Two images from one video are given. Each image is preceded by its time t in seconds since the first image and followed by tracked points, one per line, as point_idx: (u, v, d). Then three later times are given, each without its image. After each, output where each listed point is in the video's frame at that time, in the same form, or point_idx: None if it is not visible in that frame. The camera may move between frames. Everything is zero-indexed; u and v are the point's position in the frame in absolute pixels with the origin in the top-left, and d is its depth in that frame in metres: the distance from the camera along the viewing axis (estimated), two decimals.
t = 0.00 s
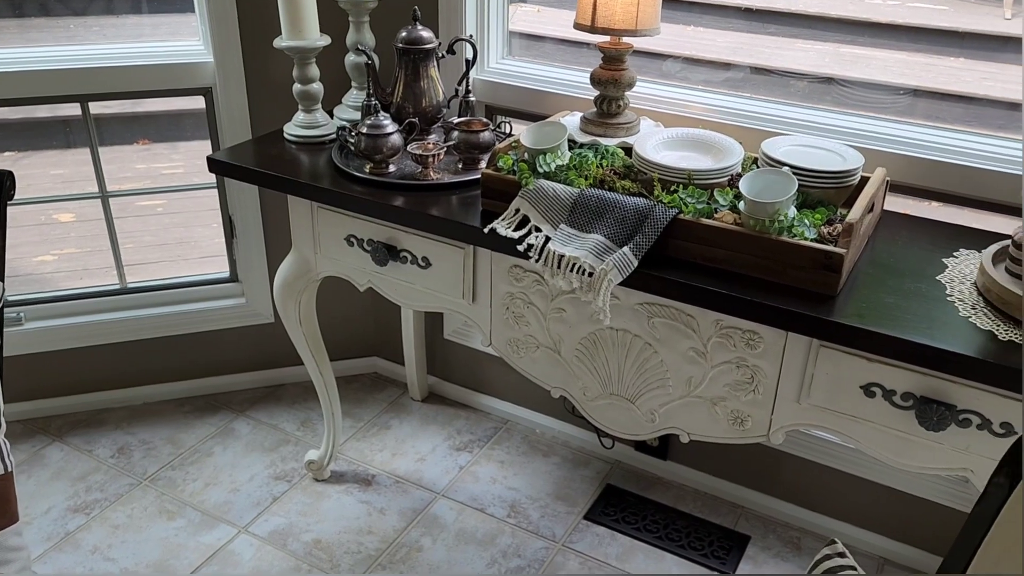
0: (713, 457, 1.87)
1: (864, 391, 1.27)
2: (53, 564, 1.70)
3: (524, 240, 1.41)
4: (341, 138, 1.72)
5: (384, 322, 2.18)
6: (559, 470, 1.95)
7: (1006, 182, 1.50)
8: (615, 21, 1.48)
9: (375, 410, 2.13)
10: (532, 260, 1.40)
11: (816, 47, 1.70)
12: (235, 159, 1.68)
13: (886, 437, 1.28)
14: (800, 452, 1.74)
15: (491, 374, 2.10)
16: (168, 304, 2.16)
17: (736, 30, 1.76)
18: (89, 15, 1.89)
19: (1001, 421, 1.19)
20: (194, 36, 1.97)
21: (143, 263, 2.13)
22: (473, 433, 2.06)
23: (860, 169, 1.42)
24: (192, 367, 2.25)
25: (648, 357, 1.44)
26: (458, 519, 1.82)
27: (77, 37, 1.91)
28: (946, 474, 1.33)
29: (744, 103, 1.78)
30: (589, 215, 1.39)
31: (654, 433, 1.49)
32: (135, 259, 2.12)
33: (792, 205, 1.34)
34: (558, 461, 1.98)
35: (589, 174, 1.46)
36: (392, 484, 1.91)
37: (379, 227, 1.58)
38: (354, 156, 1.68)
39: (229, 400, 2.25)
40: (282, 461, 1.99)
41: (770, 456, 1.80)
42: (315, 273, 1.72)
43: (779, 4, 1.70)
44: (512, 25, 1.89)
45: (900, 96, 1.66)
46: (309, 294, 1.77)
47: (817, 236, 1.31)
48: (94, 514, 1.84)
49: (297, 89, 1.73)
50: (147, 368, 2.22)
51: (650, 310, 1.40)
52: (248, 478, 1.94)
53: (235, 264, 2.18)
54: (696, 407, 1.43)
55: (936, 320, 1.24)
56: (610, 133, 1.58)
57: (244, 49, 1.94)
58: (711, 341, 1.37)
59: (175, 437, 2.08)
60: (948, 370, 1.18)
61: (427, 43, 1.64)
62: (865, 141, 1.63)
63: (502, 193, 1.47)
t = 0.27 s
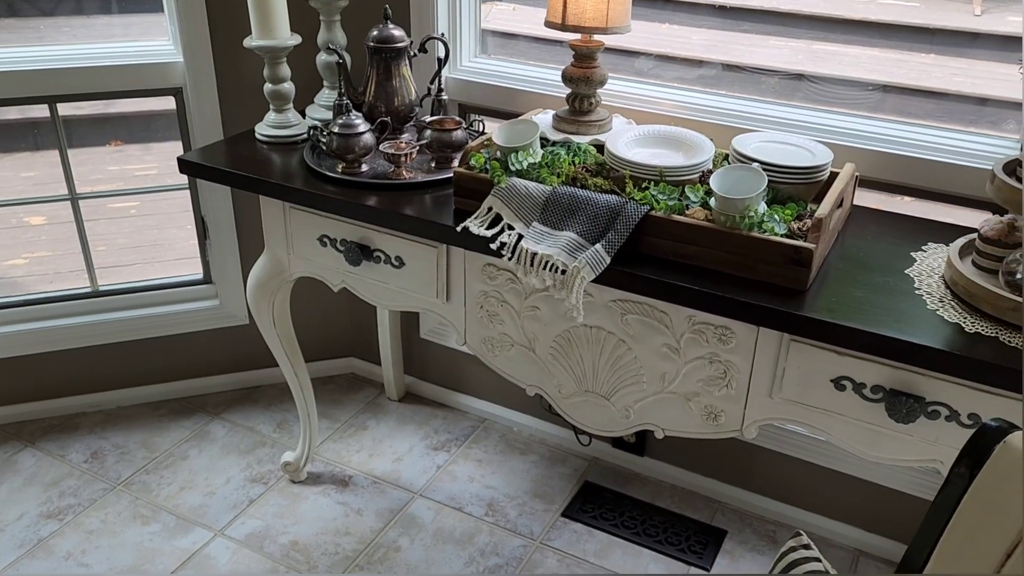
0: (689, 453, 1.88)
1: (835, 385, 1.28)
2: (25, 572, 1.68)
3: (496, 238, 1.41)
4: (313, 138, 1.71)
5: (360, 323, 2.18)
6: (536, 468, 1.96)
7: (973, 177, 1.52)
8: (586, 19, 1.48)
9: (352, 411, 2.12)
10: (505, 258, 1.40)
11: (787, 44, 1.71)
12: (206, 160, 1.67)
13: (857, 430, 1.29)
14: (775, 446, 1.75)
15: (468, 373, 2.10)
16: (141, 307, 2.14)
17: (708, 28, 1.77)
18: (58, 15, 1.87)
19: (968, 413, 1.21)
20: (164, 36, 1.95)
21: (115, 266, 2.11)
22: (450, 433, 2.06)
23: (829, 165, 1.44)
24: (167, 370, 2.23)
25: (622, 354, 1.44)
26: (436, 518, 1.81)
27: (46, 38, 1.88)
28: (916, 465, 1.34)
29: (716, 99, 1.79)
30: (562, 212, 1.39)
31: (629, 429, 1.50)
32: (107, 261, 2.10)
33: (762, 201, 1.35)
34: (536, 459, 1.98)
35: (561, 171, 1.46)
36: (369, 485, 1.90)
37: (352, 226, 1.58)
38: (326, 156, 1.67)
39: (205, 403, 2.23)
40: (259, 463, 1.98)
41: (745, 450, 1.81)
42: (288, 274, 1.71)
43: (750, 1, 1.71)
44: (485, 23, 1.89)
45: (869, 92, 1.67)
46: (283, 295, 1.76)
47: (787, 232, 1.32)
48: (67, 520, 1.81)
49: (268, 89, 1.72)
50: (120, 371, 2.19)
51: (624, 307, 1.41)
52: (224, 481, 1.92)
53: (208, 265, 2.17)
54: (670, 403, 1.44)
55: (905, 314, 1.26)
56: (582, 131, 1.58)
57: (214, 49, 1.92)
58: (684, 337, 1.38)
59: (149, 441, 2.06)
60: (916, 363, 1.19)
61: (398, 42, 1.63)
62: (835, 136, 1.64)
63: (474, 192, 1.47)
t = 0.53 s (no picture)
0: (666, 449, 1.89)
1: (806, 379, 1.30)
2: None
3: (469, 237, 1.41)
4: (284, 139, 1.70)
5: (335, 324, 2.17)
6: (514, 467, 1.96)
7: (940, 171, 1.53)
8: (556, 17, 1.49)
9: (328, 413, 2.11)
10: (478, 257, 1.40)
11: (757, 41, 1.72)
12: (176, 162, 1.65)
13: (828, 424, 1.30)
14: (750, 441, 1.77)
15: (445, 373, 2.09)
16: (114, 311, 2.12)
17: (679, 25, 1.78)
18: (25, 17, 1.85)
19: (936, 404, 1.22)
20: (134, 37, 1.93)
21: (86, 270, 2.09)
22: (427, 433, 2.06)
23: (798, 161, 1.45)
24: (140, 375, 2.20)
25: (596, 351, 1.44)
26: (413, 519, 1.81)
27: (13, 39, 1.86)
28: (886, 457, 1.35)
29: (687, 97, 1.80)
30: (534, 211, 1.39)
31: (604, 427, 1.50)
32: (78, 266, 2.07)
33: (732, 197, 1.36)
34: (513, 458, 1.98)
35: (533, 170, 1.46)
36: (346, 486, 1.90)
37: (325, 227, 1.57)
38: (298, 156, 1.66)
39: (179, 407, 2.21)
40: (234, 467, 1.97)
41: (721, 445, 1.82)
42: (261, 276, 1.70)
43: None
44: (458, 22, 1.88)
45: (838, 88, 1.69)
46: (256, 298, 1.75)
47: (757, 228, 1.33)
48: (40, 527, 1.79)
49: (238, 90, 1.71)
50: (93, 377, 2.17)
51: (597, 304, 1.41)
52: (199, 485, 1.91)
53: (181, 268, 2.15)
54: (644, 399, 1.44)
55: (874, 308, 1.27)
56: (554, 129, 1.58)
57: (184, 50, 1.91)
58: (656, 334, 1.38)
59: (123, 447, 2.04)
60: (884, 356, 1.20)
61: (368, 42, 1.63)
62: (805, 132, 1.65)
63: (446, 191, 1.47)
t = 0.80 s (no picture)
0: (646, 446, 1.90)
1: (782, 374, 1.30)
2: None
3: (446, 238, 1.41)
4: (260, 140, 1.69)
5: (315, 326, 2.16)
6: (496, 466, 1.96)
7: (913, 167, 1.55)
8: (531, 17, 1.49)
9: (309, 415, 2.10)
10: (455, 257, 1.40)
11: (732, 39, 1.73)
12: (150, 165, 1.64)
13: (805, 419, 1.31)
14: (729, 437, 1.78)
15: (426, 374, 2.09)
16: (91, 316, 2.10)
17: (654, 24, 1.79)
18: None
19: (910, 398, 1.24)
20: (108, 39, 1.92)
21: (62, 275, 2.07)
22: (409, 434, 2.05)
23: (773, 158, 1.46)
24: (118, 380, 2.19)
25: (574, 350, 1.45)
26: (395, 520, 1.81)
27: None
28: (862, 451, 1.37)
29: (663, 95, 1.81)
30: (511, 210, 1.40)
31: (583, 425, 1.50)
32: (54, 270, 2.05)
33: (708, 195, 1.37)
34: (495, 457, 1.98)
35: (509, 170, 1.47)
36: (327, 489, 1.89)
37: (302, 229, 1.56)
38: (274, 158, 1.66)
39: (158, 411, 2.20)
40: (214, 471, 1.96)
41: (701, 442, 1.83)
42: (239, 278, 1.69)
43: None
44: (436, 23, 1.88)
45: (813, 86, 1.70)
46: (234, 300, 1.74)
47: (732, 225, 1.34)
48: (18, 535, 1.77)
49: (214, 91, 1.70)
50: (71, 382, 2.15)
51: (575, 303, 1.41)
52: (179, 490, 1.90)
53: (158, 271, 2.13)
54: (623, 397, 1.45)
55: (848, 303, 1.28)
56: (530, 128, 1.59)
57: (158, 52, 1.89)
58: (634, 331, 1.39)
59: (102, 453, 2.03)
60: (859, 351, 1.21)
61: (344, 43, 1.62)
62: (779, 130, 1.67)
63: (423, 192, 1.47)
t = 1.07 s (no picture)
0: (625, 443, 1.91)
1: (756, 369, 1.32)
2: None
3: (421, 238, 1.41)
4: (233, 143, 1.68)
5: (292, 328, 2.15)
6: (475, 466, 1.96)
7: (883, 163, 1.56)
8: (503, 17, 1.49)
9: (287, 418, 2.09)
10: (430, 258, 1.40)
11: (705, 37, 1.74)
12: (122, 168, 1.63)
13: (779, 413, 1.32)
14: (706, 432, 1.79)
15: (404, 375, 2.09)
16: (64, 322, 2.08)
17: (628, 23, 1.79)
18: None
19: (881, 391, 1.25)
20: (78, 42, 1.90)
21: (34, 280, 2.05)
22: (388, 435, 2.05)
23: (744, 155, 1.47)
24: (93, 385, 2.17)
25: (551, 348, 1.45)
26: (375, 522, 1.81)
27: None
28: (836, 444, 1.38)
29: (637, 94, 1.81)
30: (485, 210, 1.40)
31: (561, 423, 1.51)
32: (26, 276, 2.03)
33: (681, 192, 1.38)
34: (474, 457, 1.99)
35: (483, 169, 1.47)
36: (306, 491, 1.88)
37: (276, 231, 1.56)
38: (248, 160, 1.65)
39: (134, 416, 2.18)
40: (192, 475, 1.94)
41: (679, 438, 1.84)
42: (214, 281, 1.68)
43: None
44: (412, 24, 1.87)
45: (785, 83, 1.71)
46: (209, 304, 1.73)
47: (705, 222, 1.35)
48: None
49: (185, 93, 1.69)
50: (44, 389, 2.13)
51: (550, 302, 1.42)
52: (156, 496, 1.88)
53: (133, 276, 2.11)
54: (600, 394, 1.45)
55: (820, 298, 1.29)
56: (504, 128, 1.59)
57: (129, 54, 1.88)
58: (610, 329, 1.39)
59: (77, 459, 2.01)
60: (831, 345, 1.23)
61: (316, 44, 1.62)
62: (752, 127, 1.68)
63: (398, 192, 1.47)
